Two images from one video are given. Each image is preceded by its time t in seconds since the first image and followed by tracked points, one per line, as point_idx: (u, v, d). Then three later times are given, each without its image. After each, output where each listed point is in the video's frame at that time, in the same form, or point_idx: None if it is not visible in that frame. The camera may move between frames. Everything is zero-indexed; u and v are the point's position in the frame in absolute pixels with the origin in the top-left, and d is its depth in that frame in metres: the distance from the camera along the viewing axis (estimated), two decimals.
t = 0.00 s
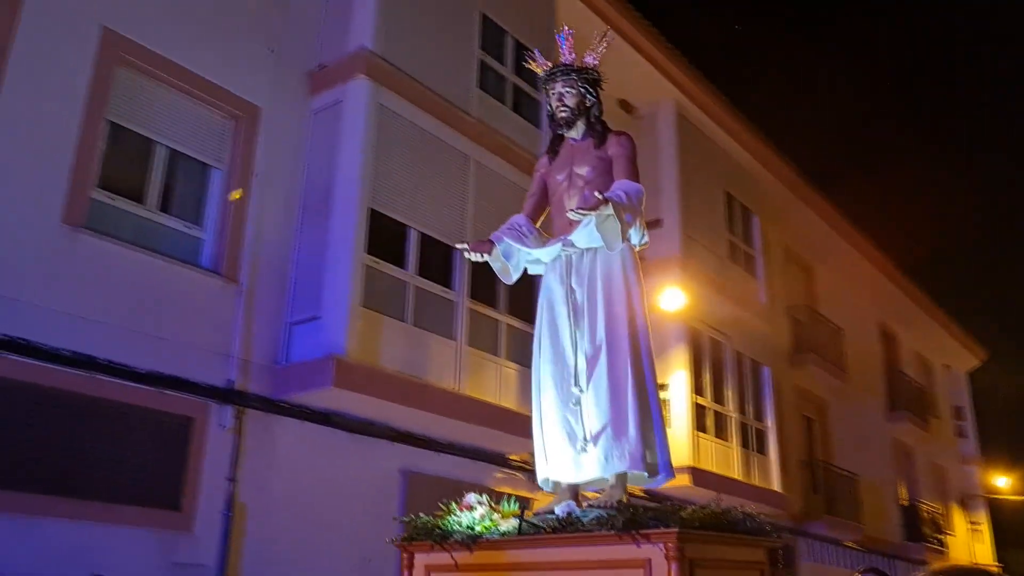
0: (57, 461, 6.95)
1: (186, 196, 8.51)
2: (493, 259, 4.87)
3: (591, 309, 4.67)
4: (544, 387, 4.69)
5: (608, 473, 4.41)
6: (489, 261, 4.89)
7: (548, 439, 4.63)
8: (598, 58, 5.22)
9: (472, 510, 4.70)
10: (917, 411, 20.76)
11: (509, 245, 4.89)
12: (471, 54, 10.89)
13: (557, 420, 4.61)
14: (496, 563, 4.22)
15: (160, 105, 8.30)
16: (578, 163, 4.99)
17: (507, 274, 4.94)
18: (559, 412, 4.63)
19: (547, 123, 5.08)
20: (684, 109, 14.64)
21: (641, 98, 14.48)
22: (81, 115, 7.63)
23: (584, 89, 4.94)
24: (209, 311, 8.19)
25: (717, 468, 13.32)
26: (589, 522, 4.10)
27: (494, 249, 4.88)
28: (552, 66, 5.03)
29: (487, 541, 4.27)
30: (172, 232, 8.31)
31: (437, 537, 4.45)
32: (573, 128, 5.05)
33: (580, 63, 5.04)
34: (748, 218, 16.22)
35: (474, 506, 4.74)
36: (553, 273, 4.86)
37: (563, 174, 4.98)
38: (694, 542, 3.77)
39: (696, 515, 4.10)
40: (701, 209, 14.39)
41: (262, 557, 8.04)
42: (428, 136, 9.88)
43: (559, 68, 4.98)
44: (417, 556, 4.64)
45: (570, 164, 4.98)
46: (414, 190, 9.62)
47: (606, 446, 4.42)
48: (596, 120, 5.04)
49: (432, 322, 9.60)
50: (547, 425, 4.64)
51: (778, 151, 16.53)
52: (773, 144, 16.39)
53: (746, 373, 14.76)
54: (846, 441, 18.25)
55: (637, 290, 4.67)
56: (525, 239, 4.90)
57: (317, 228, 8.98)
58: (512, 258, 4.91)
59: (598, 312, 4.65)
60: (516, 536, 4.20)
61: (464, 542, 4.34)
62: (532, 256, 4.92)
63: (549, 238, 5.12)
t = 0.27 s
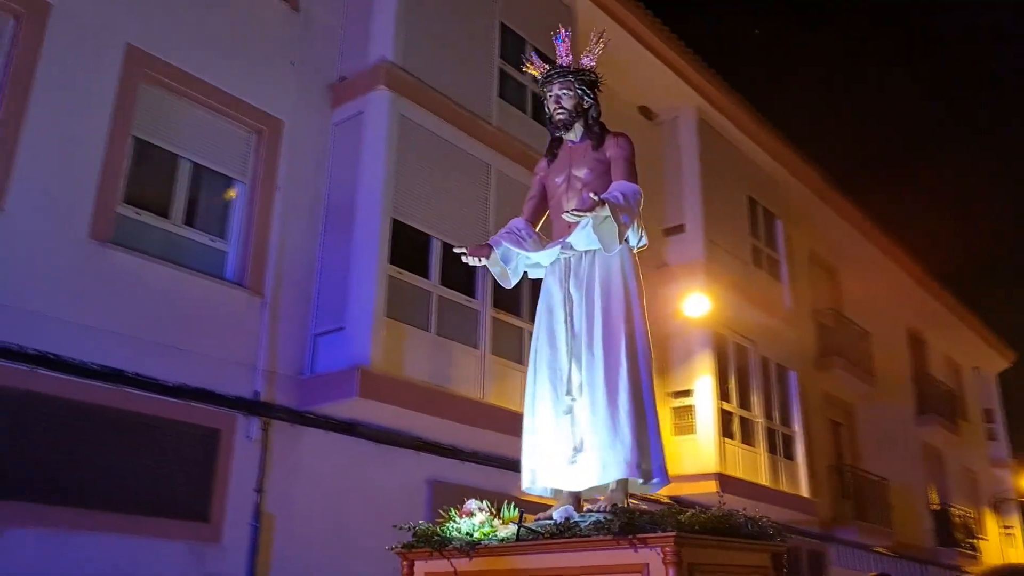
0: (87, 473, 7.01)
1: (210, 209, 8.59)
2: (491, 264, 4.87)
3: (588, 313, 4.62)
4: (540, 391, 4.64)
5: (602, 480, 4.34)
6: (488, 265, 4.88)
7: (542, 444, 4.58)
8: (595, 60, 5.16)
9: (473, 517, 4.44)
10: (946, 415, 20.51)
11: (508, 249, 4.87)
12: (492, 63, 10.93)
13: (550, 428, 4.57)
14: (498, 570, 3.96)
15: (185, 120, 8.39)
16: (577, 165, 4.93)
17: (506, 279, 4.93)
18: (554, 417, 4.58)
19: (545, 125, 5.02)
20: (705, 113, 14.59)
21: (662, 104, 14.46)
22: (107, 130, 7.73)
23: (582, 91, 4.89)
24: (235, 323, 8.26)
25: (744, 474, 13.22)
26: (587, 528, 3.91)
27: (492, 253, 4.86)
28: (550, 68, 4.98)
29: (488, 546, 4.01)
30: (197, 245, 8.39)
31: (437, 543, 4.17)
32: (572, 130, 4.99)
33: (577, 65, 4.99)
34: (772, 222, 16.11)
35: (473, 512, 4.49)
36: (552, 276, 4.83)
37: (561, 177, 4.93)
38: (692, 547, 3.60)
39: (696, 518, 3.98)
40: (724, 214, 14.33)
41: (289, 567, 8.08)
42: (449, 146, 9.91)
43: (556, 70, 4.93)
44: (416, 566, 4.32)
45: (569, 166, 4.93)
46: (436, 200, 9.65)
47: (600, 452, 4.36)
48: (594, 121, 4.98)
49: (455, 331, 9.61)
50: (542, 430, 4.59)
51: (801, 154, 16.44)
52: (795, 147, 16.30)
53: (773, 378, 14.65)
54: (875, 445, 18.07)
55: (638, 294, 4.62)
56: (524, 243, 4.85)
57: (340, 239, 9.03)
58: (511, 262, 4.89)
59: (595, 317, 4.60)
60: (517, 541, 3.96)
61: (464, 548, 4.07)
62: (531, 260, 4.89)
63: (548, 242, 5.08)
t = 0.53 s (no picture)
0: (118, 483, 7.07)
1: (236, 220, 8.67)
2: (492, 266, 4.87)
3: (585, 316, 4.58)
4: (535, 395, 4.62)
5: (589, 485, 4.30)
6: (489, 267, 4.88)
7: (537, 447, 4.55)
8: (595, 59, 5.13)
9: (476, 522, 4.41)
10: (980, 418, 20.22)
11: (509, 252, 4.86)
12: (514, 70, 10.95)
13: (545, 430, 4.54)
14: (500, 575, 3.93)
15: (210, 133, 8.49)
16: (578, 166, 4.91)
17: (507, 281, 4.92)
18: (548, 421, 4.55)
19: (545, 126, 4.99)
20: (729, 116, 14.53)
21: (686, 108, 14.42)
22: (135, 143, 7.83)
23: (582, 91, 4.86)
24: (263, 333, 8.31)
25: (774, 479, 13.10)
26: (590, 531, 3.85)
27: (494, 255, 4.85)
28: (550, 68, 4.96)
29: (490, 552, 3.98)
30: (225, 256, 8.47)
31: (439, 549, 4.15)
32: (573, 130, 4.96)
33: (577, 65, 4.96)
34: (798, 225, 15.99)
35: (477, 516, 4.46)
36: (555, 278, 4.80)
37: (562, 178, 4.90)
38: (695, 550, 3.53)
39: (698, 521, 3.92)
40: (750, 217, 14.25)
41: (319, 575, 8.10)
42: (472, 153, 9.93)
43: (556, 71, 4.91)
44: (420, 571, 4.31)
45: (570, 168, 4.90)
46: (460, 208, 9.67)
47: (588, 458, 4.31)
48: (594, 122, 4.95)
49: (481, 339, 9.61)
50: (536, 434, 4.57)
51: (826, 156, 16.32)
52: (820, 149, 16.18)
53: (802, 382, 14.52)
54: (907, 449, 17.85)
55: (638, 297, 4.57)
56: (526, 245, 4.83)
57: (366, 248, 9.08)
58: (512, 265, 4.89)
59: (593, 319, 4.56)
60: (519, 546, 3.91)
61: (467, 553, 4.04)
62: (532, 262, 4.87)
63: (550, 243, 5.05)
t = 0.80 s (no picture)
0: (137, 492, 7.12)
1: (253, 230, 8.73)
2: (494, 270, 4.76)
3: (586, 318, 4.57)
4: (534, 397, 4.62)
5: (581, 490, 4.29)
6: (490, 271, 4.75)
7: (534, 450, 4.55)
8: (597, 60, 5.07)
9: (477, 528, 4.38)
10: (1002, 421, 20.02)
11: (511, 254, 4.77)
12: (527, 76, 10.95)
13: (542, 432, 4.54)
14: None
15: (226, 143, 8.57)
16: (579, 168, 4.86)
17: (509, 285, 4.82)
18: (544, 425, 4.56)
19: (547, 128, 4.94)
20: (743, 120, 14.49)
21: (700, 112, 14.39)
22: (153, 155, 7.90)
23: (584, 92, 4.80)
24: (279, 341, 8.35)
25: (793, 485, 13.01)
26: (592, 537, 3.76)
27: (496, 259, 4.74)
28: (551, 69, 4.90)
29: (491, 559, 3.95)
30: (242, 265, 8.52)
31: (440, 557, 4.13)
32: (574, 132, 4.90)
33: (578, 66, 4.91)
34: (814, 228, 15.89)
35: (479, 522, 4.43)
36: (557, 280, 4.76)
37: (564, 180, 4.85)
38: (700, 555, 3.47)
39: (702, 527, 3.79)
40: (765, 221, 14.19)
41: None
42: (487, 161, 9.95)
43: (557, 72, 4.85)
44: None
45: (571, 170, 4.85)
46: (476, 215, 9.69)
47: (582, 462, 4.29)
48: (597, 123, 4.90)
49: (497, 346, 9.62)
50: (534, 437, 4.58)
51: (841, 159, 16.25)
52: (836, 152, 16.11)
53: (820, 387, 14.44)
54: (927, 453, 17.70)
55: (641, 301, 4.54)
56: (528, 248, 4.77)
57: (381, 257, 9.11)
58: (514, 268, 4.79)
59: (593, 322, 4.55)
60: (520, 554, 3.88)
61: (468, 561, 4.02)
62: (534, 265, 4.81)
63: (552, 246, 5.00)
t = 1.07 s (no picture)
0: (167, 500, 7.20)
1: (280, 239, 8.84)
2: (507, 270, 4.66)
3: (602, 318, 4.49)
4: (551, 401, 4.53)
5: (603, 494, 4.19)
6: (504, 271, 4.67)
7: (550, 454, 4.47)
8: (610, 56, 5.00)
9: (492, 535, 4.20)
10: None
11: (524, 255, 4.67)
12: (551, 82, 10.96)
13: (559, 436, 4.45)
14: None
15: (252, 153, 8.69)
16: (593, 166, 4.75)
17: (522, 285, 4.71)
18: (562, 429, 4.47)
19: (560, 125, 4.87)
20: (769, 123, 14.41)
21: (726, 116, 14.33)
22: (181, 167, 8.01)
23: (597, 89, 4.73)
24: (307, 349, 8.42)
25: (823, 490, 12.87)
26: (609, 542, 3.73)
27: (508, 258, 4.66)
28: (564, 66, 4.84)
29: (506, 564, 3.94)
30: (269, 274, 8.64)
31: (453, 563, 4.10)
32: (588, 129, 4.82)
33: (591, 62, 4.84)
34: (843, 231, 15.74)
35: (493, 528, 4.25)
36: (571, 280, 4.67)
37: (578, 178, 4.75)
38: (720, 561, 3.43)
39: (723, 532, 3.74)
40: (793, 225, 14.09)
41: None
42: (511, 167, 9.97)
43: (569, 69, 4.79)
44: None
45: (585, 167, 4.75)
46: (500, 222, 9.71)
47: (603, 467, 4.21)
48: (610, 120, 4.83)
49: (523, 352, 9.62)
50: (551, 442, 4.49)
51: (869, 160, 16.11)
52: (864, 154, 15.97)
53: (851, 391, 14.29)
54: (962, 458, 17.45)
55: (657, 300, 4.46)
56: (541, 248, 4.67)
57: (407, 264, 9.15)
58: (528, 268, 4.69)
59: (610, 322, 4.47)
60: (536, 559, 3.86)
61: (483, 566, 4.00)
62: (548, 265, 4.70)
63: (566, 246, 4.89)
